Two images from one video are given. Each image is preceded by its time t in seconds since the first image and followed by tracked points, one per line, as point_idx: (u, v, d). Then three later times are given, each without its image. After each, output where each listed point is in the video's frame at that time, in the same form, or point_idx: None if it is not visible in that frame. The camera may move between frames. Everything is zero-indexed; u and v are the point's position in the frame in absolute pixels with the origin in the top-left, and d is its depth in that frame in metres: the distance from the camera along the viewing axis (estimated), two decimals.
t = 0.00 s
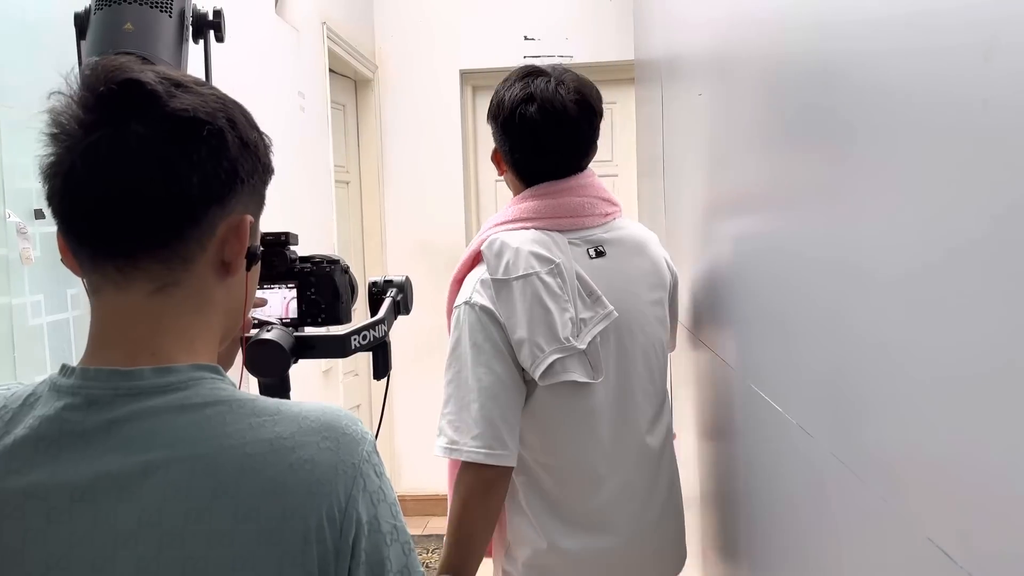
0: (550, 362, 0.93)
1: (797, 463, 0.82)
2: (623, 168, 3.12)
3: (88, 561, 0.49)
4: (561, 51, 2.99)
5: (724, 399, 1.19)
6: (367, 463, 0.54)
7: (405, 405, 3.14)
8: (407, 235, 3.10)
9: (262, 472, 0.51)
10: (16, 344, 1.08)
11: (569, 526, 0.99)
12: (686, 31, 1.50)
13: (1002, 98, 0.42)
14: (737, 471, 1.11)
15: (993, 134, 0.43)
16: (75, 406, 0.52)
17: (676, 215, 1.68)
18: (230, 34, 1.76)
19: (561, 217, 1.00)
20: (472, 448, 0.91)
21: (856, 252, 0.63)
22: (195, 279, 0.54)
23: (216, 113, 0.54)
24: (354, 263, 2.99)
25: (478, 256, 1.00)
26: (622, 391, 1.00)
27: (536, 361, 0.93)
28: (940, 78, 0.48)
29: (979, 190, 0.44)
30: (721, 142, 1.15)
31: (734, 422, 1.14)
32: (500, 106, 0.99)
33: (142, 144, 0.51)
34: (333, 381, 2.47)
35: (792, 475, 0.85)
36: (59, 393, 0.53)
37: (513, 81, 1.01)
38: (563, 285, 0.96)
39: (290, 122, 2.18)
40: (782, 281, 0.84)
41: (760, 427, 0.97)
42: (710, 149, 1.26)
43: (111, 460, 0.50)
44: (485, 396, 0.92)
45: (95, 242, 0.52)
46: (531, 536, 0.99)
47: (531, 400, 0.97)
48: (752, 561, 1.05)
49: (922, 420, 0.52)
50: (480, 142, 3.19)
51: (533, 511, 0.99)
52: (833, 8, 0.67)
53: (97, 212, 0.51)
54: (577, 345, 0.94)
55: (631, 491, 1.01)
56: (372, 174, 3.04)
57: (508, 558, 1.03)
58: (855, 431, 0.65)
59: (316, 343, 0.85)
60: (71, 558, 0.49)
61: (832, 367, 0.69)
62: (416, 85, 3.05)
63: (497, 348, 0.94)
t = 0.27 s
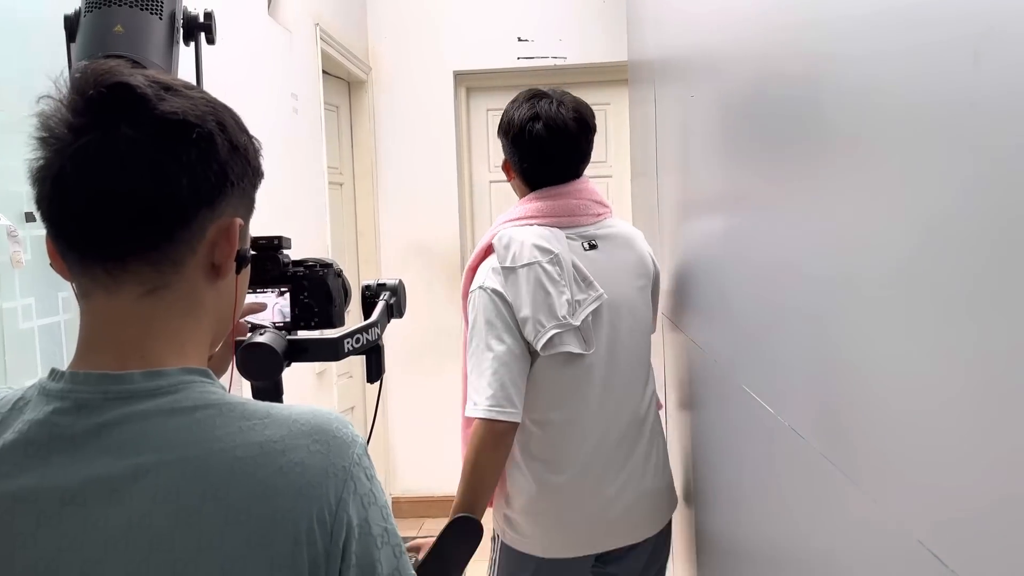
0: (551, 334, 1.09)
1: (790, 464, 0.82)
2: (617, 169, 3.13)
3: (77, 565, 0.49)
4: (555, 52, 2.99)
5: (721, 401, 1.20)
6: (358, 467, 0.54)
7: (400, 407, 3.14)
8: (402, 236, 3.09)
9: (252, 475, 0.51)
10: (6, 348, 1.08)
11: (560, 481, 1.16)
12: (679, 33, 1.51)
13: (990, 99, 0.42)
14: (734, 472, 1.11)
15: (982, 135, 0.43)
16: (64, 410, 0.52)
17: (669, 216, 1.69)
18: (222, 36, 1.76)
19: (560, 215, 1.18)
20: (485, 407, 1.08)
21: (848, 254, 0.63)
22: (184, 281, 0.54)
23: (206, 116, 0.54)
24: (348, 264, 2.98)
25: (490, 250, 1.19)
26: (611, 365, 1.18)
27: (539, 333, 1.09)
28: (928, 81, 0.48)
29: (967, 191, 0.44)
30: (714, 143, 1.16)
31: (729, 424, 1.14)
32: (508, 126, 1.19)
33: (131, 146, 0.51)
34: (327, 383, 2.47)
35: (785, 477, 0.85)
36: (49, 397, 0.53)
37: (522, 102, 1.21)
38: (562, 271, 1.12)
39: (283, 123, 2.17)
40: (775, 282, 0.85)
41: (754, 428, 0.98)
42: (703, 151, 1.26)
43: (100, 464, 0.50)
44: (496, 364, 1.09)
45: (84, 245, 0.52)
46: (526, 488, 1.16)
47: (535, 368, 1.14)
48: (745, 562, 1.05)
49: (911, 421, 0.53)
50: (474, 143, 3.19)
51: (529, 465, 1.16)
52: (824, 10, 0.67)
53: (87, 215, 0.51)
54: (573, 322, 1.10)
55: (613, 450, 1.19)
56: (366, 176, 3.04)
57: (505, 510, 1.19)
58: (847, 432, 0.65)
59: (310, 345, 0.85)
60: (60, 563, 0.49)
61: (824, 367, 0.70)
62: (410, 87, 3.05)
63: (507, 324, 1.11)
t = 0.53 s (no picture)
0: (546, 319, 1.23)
1: (785, 465, 0.83)
2: (611, 170, 3.14)
3: (68, 566, 0.49)
4: (549, 54, 3.00)
5: (715, 402, 1.20)
6: (351, 467, 0.54)
7: (395, 409, 3.13)
8: (396, 238, 3.09)
9: (244, 475, 0.50)
10: None
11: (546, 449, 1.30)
12: (673, 33, 1.51)
13: (986, 98, 0.42)
14: (729, 472, 1.12)
15: (977, 134, 0.43)
16: (55, 411, 0.52)
17: (663, 217, 1.69)
18: (215, 37, 1.76)
19: (552, 218, 1.33)
20: (487, 382, 1.19)
21: (844, 253, 0.63)
22: (174, 282, 0.54)
23: (194, 115, 0.54)
24: (342, 266, 2.97)
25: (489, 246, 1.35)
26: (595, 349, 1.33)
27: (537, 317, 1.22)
28: (924, 79, 0.48)
29: (963, 191, 0.45)
30: (709, 144, 1.16)
31: (723, 425, 1.15)
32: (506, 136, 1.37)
33: (119, 147, 0.51)
34: (321, 385, 2.46)
35: (780, 477, 0.85)
36: (40, 398, 0.53)
37: (521, 120, 1.37)
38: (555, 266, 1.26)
39: (276, 125, 2.17)
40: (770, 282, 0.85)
41: (749, 428, 0.98)
42: (697, 152, 1.27)
43: (91, 465, 0.50)
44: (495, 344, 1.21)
45: (73, 246, 0.52)
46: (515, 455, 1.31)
47: (528, 349, 1.27)
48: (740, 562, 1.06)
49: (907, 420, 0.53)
50: (469, 145, 3.19)
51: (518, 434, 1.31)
52: (820, 10, 0.67)
53: (75, 216, 0.51)
54: (565, 307, 1.24)
55: (596, 425, 1.33)
56: (360, 177, 3.04)
57: (496, 475, 1.34)
58: (843, 431, 0.65)
59: (302, 346, 0.85)
60: (52, 565, 0.49)
61: (820, 366, 0.70)
62: (404, 88, 3.05)
63: (506, 309, 1.24)
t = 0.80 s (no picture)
0: (518, 309, 1.62)
1: (777, 466, 0.83)
2: (604, 171, 3.15)
3: (63, 570, 0.49)
4: (541, 55, 3.00)
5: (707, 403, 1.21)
6: (343, 469, 0.54)
7: (389, 411, 3.13)
8: (390, 240, 3.09)
9: (237, 478, 0.51)
10: None
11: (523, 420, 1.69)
12: (665, 36, 1.52)
13: (972, 102, 0.42)
14: (721, 472, 1.12)
15: (964, 138, 0.43)
16: (49, 415, 0.52)
17: (656, 218, 1.70)
18: (207, 39, 1.75)
19: (525, 225, 1.73)
20: (470, 360, 1.59)
21: (836, 254, 0.64)
22: (165, 286, 0.54)
23: (184, 121, 0.54)
24: (336, 268, 2.98)
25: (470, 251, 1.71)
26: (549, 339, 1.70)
27: (511, 307, 1.61)
28: (913, 82, 0.49)
29: (951, 195, 0.45)
30: (701, 146, 1.17)
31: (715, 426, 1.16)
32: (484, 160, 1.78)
33: (111, 152, 0.51)
34: (315, 388, 2.46)
35: (772, 478, 0.86)
36: (34, 403, 0.53)
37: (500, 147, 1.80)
38: (525, 266, 1.64)
39: (269, 127, 2.17)
40: (763, 283, 0.85)
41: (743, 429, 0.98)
42: (689, 154, 1.28)
43: (84, 468, 0.50)
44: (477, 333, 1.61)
45: (66, 251, 0.52)
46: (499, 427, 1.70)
47: (505, 336, 1.66)
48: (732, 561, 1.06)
49: (898, 421, 0.53)
50: (462, 147, 3.20)
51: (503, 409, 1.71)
52: (810, 14, 0.68)
53: (67, 221, 0.51)
54: (534, 300, 1.62)
55: (564, 391, 1.72)
56: (354, 179, 3.04)
57: (490, 439, 1.74)
58: (836, 432, 0.66)
59: (293, 351, 0.88)
60: (45, 568, 0.49)
61: (814, 368, 0.70)
62: (397, 90, 3.05)
63: (488, 303, 1.63)
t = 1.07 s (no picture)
0: (523, 303, 1.79)
1: (774, 466, 0.84)
2: (600, 172, 3.15)
3: (59, 569, 0.49)
4: (537, 56, 3.01)
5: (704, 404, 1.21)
6: (339, 467, 0.54)
7: (386, 413, 3.13)
8: (386, 241, 3.09)
9: (233, 476, 0.51)
10: None
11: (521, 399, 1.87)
12: (661, 36, 1.52)
13: (968, 101, 0.42)
14: (718, 473, 1.13)
15: (959, 137, 0.43)
16: (46, 414, 0.52)
17: (652, 218, 1.71)
18: (201, 41, 1.75)
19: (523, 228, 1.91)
20: (481, 349, 1.75)
21: (833, 254, 0.64)
22: (160, 285, 0.54)
23: (180, 121, 0.55)
24: (332, 269, 2.97)
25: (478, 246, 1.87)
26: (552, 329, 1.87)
27: (516, 301, 1.78)
28: (910, 81, 0.49)
29: (947, 193, 0.45)
30: (697, 146, 1.17)
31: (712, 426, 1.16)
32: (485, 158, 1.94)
33: (107, 152, 0.51)
34: (310, 389, 2.46)
35: (769, 478, 0.86)
36: (31, 402, 0.54)
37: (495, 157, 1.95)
38: (526, 263, 1.80)
39: (264, 128, 2.16)
40: (760, 283, 0.85)
41: (739, 428, 0.98)
42: (686, 155, 1.28)
43: (80, 467, 0.50)
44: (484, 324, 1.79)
45: (61, 251, 0.52)
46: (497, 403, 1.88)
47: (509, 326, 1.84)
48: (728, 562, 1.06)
49: (893, 420, 0.53)
50: (458, 148, 3.20)
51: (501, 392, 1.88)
52: (808, 14, 0.68)
53: (63, 220, 0.51)
54: (535, 293, 1.80)
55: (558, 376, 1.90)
56: (349, 180, 3.04)
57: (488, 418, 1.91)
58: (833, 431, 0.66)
59: (290, 351, 0.91)
60: (41, 566, 0.49)
61: (810, 367, 0.70)
62: (393, 91, 3.05)
63: (494, 296, 1.79)
